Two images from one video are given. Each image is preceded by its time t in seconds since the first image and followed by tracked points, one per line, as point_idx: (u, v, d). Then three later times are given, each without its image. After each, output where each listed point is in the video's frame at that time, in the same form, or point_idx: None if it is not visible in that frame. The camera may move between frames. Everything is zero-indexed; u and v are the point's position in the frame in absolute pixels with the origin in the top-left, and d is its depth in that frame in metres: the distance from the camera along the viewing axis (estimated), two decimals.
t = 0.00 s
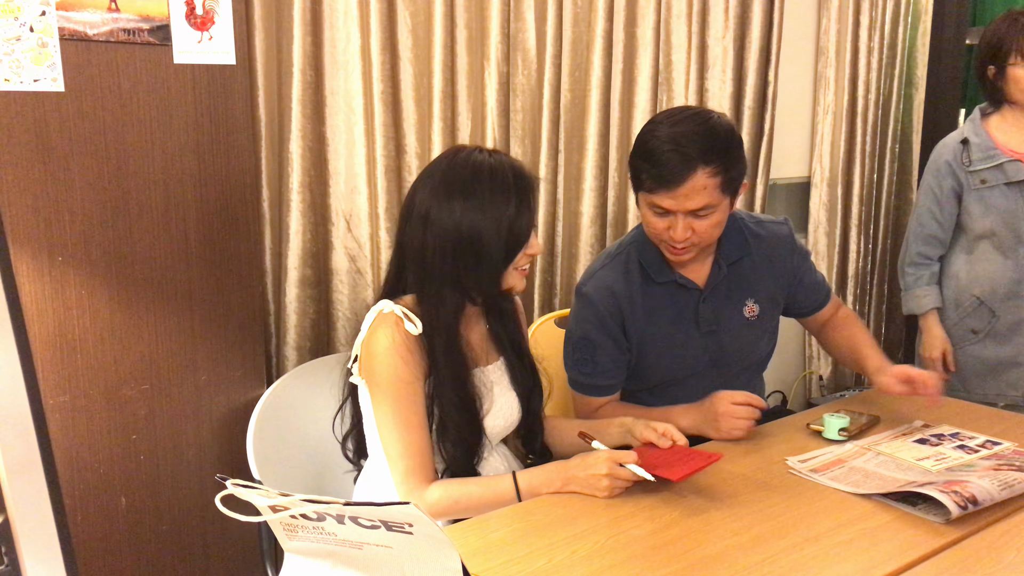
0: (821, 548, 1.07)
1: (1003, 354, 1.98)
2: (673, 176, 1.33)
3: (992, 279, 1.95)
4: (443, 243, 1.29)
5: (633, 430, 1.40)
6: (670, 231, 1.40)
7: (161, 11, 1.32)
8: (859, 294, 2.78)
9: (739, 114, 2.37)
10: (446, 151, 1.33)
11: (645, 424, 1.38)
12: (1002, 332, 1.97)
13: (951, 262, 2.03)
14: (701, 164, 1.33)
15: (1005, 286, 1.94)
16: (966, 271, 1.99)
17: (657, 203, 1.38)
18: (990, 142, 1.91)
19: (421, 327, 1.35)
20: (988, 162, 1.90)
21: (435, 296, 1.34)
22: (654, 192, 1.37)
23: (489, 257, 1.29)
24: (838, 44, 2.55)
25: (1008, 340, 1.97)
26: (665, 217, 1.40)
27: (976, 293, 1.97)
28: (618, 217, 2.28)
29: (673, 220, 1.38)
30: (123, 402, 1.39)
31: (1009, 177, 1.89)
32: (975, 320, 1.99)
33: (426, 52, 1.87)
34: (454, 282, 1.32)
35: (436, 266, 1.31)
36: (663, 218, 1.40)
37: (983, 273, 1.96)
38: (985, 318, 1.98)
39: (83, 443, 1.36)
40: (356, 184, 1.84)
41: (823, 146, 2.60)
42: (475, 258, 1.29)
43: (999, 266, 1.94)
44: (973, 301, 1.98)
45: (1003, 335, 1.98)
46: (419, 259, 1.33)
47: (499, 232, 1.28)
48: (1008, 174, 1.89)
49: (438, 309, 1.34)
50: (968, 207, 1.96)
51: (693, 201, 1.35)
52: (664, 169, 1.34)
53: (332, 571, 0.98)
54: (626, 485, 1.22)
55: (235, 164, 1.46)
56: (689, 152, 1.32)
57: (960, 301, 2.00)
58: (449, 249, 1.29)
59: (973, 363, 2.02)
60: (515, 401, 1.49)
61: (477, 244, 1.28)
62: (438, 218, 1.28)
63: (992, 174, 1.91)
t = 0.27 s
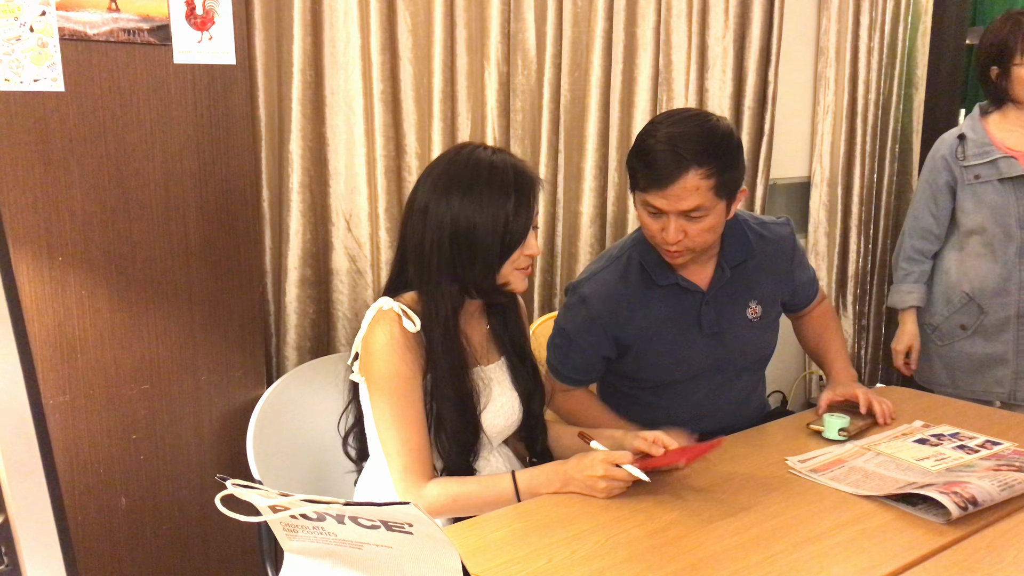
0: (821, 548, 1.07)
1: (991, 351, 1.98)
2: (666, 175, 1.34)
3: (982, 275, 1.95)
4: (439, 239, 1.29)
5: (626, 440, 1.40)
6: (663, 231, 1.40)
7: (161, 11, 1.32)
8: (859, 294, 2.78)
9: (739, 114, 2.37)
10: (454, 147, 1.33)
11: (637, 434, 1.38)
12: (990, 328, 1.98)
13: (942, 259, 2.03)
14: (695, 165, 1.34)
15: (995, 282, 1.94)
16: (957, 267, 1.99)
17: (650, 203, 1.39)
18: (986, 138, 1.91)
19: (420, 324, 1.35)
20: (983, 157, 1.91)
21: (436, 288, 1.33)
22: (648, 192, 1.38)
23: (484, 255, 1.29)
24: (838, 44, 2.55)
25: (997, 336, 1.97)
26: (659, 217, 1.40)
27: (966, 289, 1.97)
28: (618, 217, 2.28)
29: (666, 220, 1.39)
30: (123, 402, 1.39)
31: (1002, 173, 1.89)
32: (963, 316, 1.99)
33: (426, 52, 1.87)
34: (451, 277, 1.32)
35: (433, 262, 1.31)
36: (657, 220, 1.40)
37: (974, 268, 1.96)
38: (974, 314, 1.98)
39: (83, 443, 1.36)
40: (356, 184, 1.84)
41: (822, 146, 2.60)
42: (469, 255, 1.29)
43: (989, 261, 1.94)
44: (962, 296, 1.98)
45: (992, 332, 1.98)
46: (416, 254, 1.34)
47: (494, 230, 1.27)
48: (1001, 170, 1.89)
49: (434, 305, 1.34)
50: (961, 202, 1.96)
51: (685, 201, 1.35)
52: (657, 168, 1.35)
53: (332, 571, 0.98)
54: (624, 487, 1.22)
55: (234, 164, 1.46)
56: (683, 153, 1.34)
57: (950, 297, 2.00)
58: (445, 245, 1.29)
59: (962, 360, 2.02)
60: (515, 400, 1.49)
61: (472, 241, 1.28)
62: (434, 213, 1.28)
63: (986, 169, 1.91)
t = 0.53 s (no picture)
0: (822, 548, 1.07)
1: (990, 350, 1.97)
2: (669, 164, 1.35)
3: (983, 273, 1.95)
4: (446, 238, 1.29)
5: (626, 438, 1.42)
6: (665, 222, 1.40)
7: (161, 11, 1.32)
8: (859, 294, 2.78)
9: (739, 113, 2.37)
10: (469, 146, 1.33)
11: (637, 433, 1.40)
12: (991, 327, 1.97)
13: (946, 256, 2.04)
14: (696, 155, 1.34)
15: (996, 281, 1.94)
16: (959, 265, 2.00)
17: (653, 193, 1.39)
18: (991, 137, 1.91)
19: (420, 323, 1.35)
20: (987, 156, 1.91)
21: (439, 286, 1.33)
22: (651, 180, 1.39)
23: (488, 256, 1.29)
24: (838, 44, 2.55)
25: (997, 335, 1.97)
26: (662, 208, 1.40)
27: (967, 287, 1.97)
28: (618, 217, 2.28)
29: (668, 211, 1.39)
30: (123, 401, 1.39)
31: (1006, 172, 1.89)
32: (964, 314, 1.99)
33: (426, 52, 1.87)
34: (457, 277, 1.32)
35: (438, 260, 1.32)
36: (660, 210, 1.41)
37: (976, 267, 1.96)
38: (975, 312, 1.98)
39: (83, 443, 1.36)
40: (356, 184, 1.84)
41: (823, 146, 2.60)
42: (474, 256, 1.29)
43: (991, 260, 1.94)
44: (963, 294, 1.98)
45: (992, 331, 1.97)
46: (422, 252, 1.34)
47: (501, 231, 1.27)
48: (1005, 169, 1.89)
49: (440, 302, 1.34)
50: (964, 201, 1.97)
51: (687, 191, 1.35)
52: (660, 158, 1.35)
53: (332, 571, 0.98)
54: (624, 487, 1.21)
55: (235, 164, 1.46)
56: (685, 142, 1.34)
57: (951, 294, 2.01)
58: (450, 245, 1.29)
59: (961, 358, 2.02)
60: (514, 399, 1.49)
61: (478, 241, 1.28)
62: (444, 210, 1.28)
63: (990, 169, 1.91)
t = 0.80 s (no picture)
0: (822, 548, 1.07)
1: (994, 348, 1.97)
2: (682, 157, 1.35)
3: (987, 273, 1.95)
4: (448, 237, 1.29)
5: (626, 438, 1.42)
6: (677, 215, 1.39)
7: (161, 11, 1.32)
8: (859, 294, 2.77)
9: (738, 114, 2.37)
10: (474, 147, 1.33)
11: (637, 432, 1.40)
12: (994, 326, 1.97)
13: (950, 255, 2.04)
14: (710, 147, 1.34)
15: (999, 280, 1.94)
16: (963, 264, 2.00)
17: (664, 186, 1.39)
18: (995, 137, 1.91)
19: (420, 323, 1.35)
20: (992, 155, 1.91)
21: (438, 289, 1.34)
22: (663, 173, 1.39)
23: (488, 256, 1.29)
24: (838, 44, 2.55)
25: (1000, 334, 1.97)
26: (674, 202, 1.40)
27: (971, 286, 1.98)
28: (618, 217, 2.28)
29: (680, 205, 1.39)
30: (123, 401, 1.39)
31: (1011, 172, 1.89)
32: (967, 313, 1.99)
33: (426, 52, 1.87)
34: (456, 275, 1.33)
35: (439, 260, 1.32)
36: (670, 205, 1.40)
37: (980, 266, 1.96)
38: (979, 311, 1.98)
39: (82, 443, 1.36)
40: (356, 184, 1.84)
41: (822, 146, 2.60)
42: (475, 256, 1.29)
43: (995, 259, 1.94)
44: (967, 293, 1.98)
45: (995, 330, 1.97)
46: (423, 251, 1.34)
47: (502, 233, 1.27)
48: (1011, 168, 1.89)
49: (438, 300, 1.34)
50: (969, 199, 1.97)
51: (699, 183, 1.35)
52: (672, 151, 1.35)
53: (332, 571, 0.98)
54: (624, 487, 1.21)
55: (235, 165, 1.46)
56: (698, 135, 1.34)
57: (955, 293, 2.01)
58: (451, 245, 1.29)
59: (965, 356, 2.02)
60: (514, 399, 1.49)
61: (479, 241, 1.28)
62: (446, 209, 1.28)
63: (995, 168, 1.91)
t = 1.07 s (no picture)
0: (822, 548, 1.07)
1: (992, 347, 1.97)
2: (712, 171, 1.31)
3: (985, 271, 1.95)
4: (448, 238, 1.29)
5: (626, 438, 1.42)
6: (705, 229, 1.36)
7: (161, 11, 1.32)
8: (859, 294, 2.77)
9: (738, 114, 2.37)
10: (474, 147, 1.33)
11: (637, 432, 1.40)
12: (992, 325, 1.97)
13: (949, 254, 2.04)
14: (740, 160, 1.32)
15: (997, 279, 1.94)
16: (962, 262, 2.00)
17: (692, 199, 1.35)
18: (994, 136, 1.91)
19: (420, 324, 1.35)
20: (990, 155, 1.91)
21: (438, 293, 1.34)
22: (688, 188, 1.35)
23: (488, 259, 1.29)
24: (838, 44, 2.55)
25: (998, 333, 1.97)
26: (700, 215, 1.37)
27: (969, 284, 1.98)
28: (618, 217, 2.28)
29: (708, 218, 1.35)
30: (123, 401, 1.39)
31: (1009, 171, 1.89)
32: (965, 311, 1.99)
33: (426, 52, 1.87)
34: (457, 278, 1.32)
35: (439, 262, 1.32)
36: (696, 219, 1.37)
37: (978, 264, 1.96)
38: (977, 309, 1.98)
39: (82, 443, 1.36)
40: (356, 184, 1.84)
41: (823, 146, 2.60)
42: (475, 259, 1.29)
43: (992, 258, 1.94)
44: (964, 292, 1.98)
45: (993, 328, 1.97)
46: (425, 253, 1.34)
47: (503, 236, 1.27)
48: (1008, 167, 1.89)
49: (440, 301, 1.34)
50: (967, 198, 1.97)
51: (730, 197, 1.33)
52: (701, 164, 1.32)
53: (332, 571, 0.97)
54: (623, 487, 1.21)
55: (235, 165, 1.46)
56: (728, 148, 1.32)
57: (952, 291, 2.01)
58: (452, 246, 1.29)
59: (962, 355, 2.02)
60: (514, 399, 1.49)
61: (481, 243, 1.27)
62: (449, 210, 1.28)
63: (993, 167, 1.91)
